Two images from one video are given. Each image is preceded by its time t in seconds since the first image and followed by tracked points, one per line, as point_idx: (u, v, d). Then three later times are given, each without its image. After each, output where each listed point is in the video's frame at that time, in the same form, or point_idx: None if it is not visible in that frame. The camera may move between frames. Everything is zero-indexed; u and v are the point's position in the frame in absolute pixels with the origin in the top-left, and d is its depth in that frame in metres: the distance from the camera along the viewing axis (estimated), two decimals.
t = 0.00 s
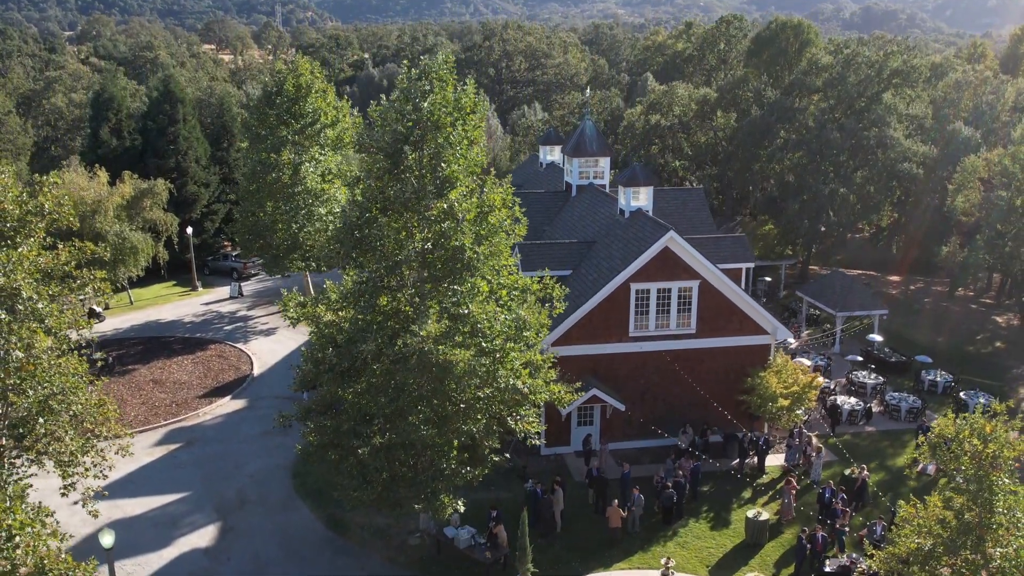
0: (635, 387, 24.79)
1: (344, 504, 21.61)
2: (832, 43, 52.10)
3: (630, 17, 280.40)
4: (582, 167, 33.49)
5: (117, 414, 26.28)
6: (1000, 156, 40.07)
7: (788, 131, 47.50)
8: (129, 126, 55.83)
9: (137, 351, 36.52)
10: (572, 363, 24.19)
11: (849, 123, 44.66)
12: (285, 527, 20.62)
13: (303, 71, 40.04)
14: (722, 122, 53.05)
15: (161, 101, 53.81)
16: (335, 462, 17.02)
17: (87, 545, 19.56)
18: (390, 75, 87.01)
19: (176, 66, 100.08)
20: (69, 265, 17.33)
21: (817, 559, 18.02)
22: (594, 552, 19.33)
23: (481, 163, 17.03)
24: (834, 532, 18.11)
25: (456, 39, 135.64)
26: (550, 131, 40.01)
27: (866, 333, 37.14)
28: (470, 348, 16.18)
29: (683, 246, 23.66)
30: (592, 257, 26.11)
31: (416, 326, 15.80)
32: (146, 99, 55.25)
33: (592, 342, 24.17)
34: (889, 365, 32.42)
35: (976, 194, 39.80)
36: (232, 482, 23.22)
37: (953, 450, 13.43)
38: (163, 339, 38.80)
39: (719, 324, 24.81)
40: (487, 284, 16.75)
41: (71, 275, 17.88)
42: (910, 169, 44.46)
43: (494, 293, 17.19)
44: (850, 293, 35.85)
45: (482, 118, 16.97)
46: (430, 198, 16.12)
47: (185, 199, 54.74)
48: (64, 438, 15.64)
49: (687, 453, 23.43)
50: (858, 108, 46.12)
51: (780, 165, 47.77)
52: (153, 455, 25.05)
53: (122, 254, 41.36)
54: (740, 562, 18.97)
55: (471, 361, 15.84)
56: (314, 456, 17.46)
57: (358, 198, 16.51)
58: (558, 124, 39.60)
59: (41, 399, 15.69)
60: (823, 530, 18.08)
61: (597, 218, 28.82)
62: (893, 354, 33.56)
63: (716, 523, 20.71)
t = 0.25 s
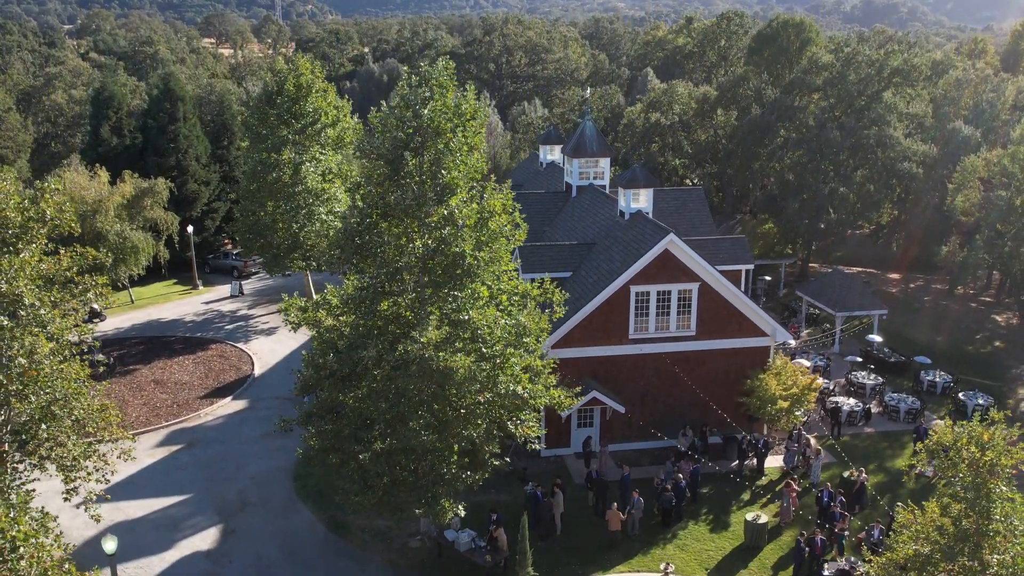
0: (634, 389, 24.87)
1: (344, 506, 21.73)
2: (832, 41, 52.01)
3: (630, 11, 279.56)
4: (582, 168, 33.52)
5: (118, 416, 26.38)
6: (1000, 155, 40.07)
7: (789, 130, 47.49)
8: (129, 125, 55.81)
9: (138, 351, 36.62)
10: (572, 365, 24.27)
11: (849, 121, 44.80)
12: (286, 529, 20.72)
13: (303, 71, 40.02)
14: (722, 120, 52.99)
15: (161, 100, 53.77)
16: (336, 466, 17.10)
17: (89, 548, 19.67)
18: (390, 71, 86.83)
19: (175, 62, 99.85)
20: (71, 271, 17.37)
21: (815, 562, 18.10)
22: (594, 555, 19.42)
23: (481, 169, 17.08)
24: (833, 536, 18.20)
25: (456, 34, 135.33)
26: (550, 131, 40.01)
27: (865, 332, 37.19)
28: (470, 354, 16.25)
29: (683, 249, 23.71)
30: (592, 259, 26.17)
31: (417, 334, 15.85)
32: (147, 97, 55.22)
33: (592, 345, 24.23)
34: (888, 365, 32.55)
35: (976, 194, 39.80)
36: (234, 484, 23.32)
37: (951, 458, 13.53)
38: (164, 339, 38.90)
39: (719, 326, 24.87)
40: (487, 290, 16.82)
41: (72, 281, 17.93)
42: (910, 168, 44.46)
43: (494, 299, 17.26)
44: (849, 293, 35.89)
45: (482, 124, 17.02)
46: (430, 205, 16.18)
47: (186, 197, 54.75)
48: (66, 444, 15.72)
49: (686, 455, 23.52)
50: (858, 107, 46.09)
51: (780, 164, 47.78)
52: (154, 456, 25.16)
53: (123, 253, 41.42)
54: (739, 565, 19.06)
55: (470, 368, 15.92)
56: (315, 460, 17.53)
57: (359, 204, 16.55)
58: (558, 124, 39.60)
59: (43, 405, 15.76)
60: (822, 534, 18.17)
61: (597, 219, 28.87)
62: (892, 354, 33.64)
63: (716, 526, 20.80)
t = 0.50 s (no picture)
0: (634, 391, 24.96)
1: (345, 508, 21.82)
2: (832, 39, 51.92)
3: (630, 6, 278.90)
4: (582, 168, 33.57)
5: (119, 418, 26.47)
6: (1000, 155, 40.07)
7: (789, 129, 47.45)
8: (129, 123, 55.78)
9: (139, 351, 36.72)
10: (572, 367, 24.35)
11: (848, 121, 44.91)
12: (288, 532, 20.83)
13: (303, 71, 40.01)
14: (723, 118, 52.93)
15: (161, 98, 53.72)
16: (337, 471, 17.19)
17: (92, 551, 19.77)
18: (390, 66, 86.59)
19: (174, 57, 99.58)
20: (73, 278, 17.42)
21: (814, 565, 18.22)
22: (593, 558, 19.54)
23: (481, 175, 17.12)
24: (832, 539, 18.30)
25: (456, 28, 134.90)
26: (550, 130, 40.00)
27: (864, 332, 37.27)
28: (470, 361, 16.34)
29: (683, 252, 23.76)
30: (592, 261, 26.24)
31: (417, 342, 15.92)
32: (147, 95, 55.18)
33: (592, 347, 24.31)
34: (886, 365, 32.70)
35: (976, 194, 39.81)
36: (235, 486, 23.42)
37: (948, 466, 13.64)
38: (164, 339, 38.99)
39: (719, 328, 24.94)
40: (487, 296, 16.89)
41: (73, 287, 17.97)
42: (910, 168, 44.46)
43: (494, 305, 17.33)
44: (849, 293, 35.95)
45: (482, 130, 17.05)
46: (430, 212, 16.22)
47: (186, 196, 54.76)
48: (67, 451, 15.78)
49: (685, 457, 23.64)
50: (858, 106, 46.06)
51: (780, 164, 47.78)
52: (155, 458, 25.27)
53: (123, 253, 41.49)
54: (738, 568, 19.18)
55: (470, 375, 16.02)
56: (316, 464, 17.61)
57: (359, 211, 16.60)
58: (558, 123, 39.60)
59: (44, 412, 15.82)
60: (821, 537, 18.28)
61: (597, 221, 28.92)
62: (891, 354, 33.75)
63: (715, 528, 20.92)
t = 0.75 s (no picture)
0: (634, 393, 25.04)
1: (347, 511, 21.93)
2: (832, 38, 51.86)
3: None
4: (582, 169, 33.59)
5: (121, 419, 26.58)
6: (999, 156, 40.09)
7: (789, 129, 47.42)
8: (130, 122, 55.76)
9: (140, 351, 36.80)
10: (572, 369, 24.43)
11: (848, 120, 45.03)
12: (289, 535, 20.94)
13: (304, 71, 39.96)
14: (723, 116, 52.89)
15: (161, 97, 53.66)
16: (338, 476, 17.26)
17: (95, 554, 19.88)
18: (390, 62, 86.32)
19: (174, 53, 99.40)
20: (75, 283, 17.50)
21: (812, 569, 18.34)
22: (593, 561, 19.64)
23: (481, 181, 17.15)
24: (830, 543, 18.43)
25: (456, 22, 134.41)
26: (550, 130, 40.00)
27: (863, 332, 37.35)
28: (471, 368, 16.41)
29: (682, 255, 23.83)
30: (592, 263, 26.30)
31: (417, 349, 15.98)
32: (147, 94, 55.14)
33: (592, 350, 24.38)
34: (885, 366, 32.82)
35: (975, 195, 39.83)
36: (237, 488, 23.52)
37: (945, 474, 13.74)
38: (165, 338, 39.07)
39: (718, 331, 25.01)
40: (487, 303, 16.96)
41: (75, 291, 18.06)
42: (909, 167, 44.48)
43: (494, 311, 17.39)
44: (848, 293, 35.98)
45: (482, 137, 17.06)
46: (430, 219, 16.25)
47: (186, 194, 54.76)
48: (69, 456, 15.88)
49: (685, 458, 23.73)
50: (859, 106, 46.04)
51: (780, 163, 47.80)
52: (157, 460, 25.38)
53: (124, 253, 41.55)
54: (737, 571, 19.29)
55: (470, 380, 16.11)
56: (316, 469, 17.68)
57: (360, 217, 16.62)
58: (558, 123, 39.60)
59: (47, 417, 15.92)
60: (819, 540, 18.41)
61: (597, 223, 29.01)
62: (890, 354, 33.88)
63: (714, 531, 21.04)
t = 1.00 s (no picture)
0: (633, 394, 25.13)
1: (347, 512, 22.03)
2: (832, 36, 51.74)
3: None
4: (582, 169, 33.60)
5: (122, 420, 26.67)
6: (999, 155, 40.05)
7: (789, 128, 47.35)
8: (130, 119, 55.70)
9: (141, 350, 36.87)
10: (571, 371, 24.51)
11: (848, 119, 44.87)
12: (289, 536, 21.06)
13: (304, 70, 39.93)
14: (723, 114, 52.82)
15: (161, 94, 53.60)
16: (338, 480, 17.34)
17: (96, 556, 19.99)
18: (390, 57, 86.14)
19: (174, 48, 99.10)
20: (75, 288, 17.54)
21: (809, 571, 18.45)
22: (592, 563, 19.75)
23: (481, 187, 17.21)
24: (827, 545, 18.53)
25: (456, 16, 134.06)
26: (550, 129, 39.99)
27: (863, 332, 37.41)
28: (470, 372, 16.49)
29: (681, 257, 23.91)
30: (592, 265, 26.38)
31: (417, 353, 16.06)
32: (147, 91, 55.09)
33: (591, 351, 24.45)
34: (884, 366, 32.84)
35: (975, 194, 39.79)
36: (238, 489, 23.63)
37: (942, 481, 13.81)
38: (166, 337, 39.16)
39: (717, 332, 25.09)
40: (486, 308, 17.03)
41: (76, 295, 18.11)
42: (909, 166, 44.43)
43: (493, 316, 17.47)
44: (847, 293, 36.04)
45: (481, 142, 17.11)
46: (430, 225, 16.30)
47: (186, 192, 54.74)
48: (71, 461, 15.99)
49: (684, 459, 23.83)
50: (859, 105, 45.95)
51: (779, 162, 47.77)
52: (158, 461, 25.49)
53: (124, 251, 41.58)
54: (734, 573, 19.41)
55: (470, 386, 16.20)
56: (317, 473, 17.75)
57: (359, 222, 16.66)
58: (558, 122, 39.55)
59: (48, 422, 15.99)
60: (817, 543, 18.51)
61: (596, 223, 29.07)
62: (889, 354, 33.97)
63: (712, 532, 21.18)
